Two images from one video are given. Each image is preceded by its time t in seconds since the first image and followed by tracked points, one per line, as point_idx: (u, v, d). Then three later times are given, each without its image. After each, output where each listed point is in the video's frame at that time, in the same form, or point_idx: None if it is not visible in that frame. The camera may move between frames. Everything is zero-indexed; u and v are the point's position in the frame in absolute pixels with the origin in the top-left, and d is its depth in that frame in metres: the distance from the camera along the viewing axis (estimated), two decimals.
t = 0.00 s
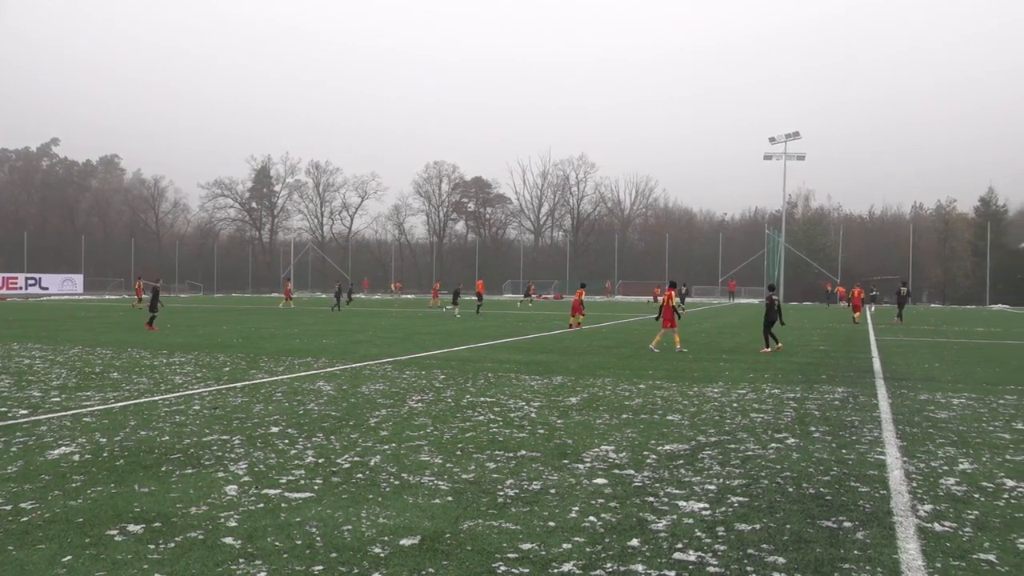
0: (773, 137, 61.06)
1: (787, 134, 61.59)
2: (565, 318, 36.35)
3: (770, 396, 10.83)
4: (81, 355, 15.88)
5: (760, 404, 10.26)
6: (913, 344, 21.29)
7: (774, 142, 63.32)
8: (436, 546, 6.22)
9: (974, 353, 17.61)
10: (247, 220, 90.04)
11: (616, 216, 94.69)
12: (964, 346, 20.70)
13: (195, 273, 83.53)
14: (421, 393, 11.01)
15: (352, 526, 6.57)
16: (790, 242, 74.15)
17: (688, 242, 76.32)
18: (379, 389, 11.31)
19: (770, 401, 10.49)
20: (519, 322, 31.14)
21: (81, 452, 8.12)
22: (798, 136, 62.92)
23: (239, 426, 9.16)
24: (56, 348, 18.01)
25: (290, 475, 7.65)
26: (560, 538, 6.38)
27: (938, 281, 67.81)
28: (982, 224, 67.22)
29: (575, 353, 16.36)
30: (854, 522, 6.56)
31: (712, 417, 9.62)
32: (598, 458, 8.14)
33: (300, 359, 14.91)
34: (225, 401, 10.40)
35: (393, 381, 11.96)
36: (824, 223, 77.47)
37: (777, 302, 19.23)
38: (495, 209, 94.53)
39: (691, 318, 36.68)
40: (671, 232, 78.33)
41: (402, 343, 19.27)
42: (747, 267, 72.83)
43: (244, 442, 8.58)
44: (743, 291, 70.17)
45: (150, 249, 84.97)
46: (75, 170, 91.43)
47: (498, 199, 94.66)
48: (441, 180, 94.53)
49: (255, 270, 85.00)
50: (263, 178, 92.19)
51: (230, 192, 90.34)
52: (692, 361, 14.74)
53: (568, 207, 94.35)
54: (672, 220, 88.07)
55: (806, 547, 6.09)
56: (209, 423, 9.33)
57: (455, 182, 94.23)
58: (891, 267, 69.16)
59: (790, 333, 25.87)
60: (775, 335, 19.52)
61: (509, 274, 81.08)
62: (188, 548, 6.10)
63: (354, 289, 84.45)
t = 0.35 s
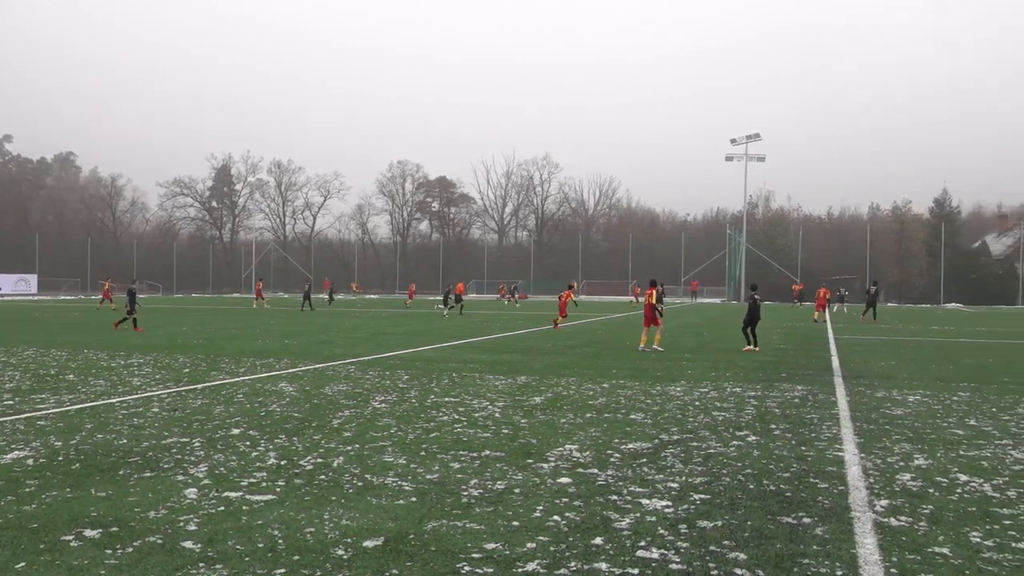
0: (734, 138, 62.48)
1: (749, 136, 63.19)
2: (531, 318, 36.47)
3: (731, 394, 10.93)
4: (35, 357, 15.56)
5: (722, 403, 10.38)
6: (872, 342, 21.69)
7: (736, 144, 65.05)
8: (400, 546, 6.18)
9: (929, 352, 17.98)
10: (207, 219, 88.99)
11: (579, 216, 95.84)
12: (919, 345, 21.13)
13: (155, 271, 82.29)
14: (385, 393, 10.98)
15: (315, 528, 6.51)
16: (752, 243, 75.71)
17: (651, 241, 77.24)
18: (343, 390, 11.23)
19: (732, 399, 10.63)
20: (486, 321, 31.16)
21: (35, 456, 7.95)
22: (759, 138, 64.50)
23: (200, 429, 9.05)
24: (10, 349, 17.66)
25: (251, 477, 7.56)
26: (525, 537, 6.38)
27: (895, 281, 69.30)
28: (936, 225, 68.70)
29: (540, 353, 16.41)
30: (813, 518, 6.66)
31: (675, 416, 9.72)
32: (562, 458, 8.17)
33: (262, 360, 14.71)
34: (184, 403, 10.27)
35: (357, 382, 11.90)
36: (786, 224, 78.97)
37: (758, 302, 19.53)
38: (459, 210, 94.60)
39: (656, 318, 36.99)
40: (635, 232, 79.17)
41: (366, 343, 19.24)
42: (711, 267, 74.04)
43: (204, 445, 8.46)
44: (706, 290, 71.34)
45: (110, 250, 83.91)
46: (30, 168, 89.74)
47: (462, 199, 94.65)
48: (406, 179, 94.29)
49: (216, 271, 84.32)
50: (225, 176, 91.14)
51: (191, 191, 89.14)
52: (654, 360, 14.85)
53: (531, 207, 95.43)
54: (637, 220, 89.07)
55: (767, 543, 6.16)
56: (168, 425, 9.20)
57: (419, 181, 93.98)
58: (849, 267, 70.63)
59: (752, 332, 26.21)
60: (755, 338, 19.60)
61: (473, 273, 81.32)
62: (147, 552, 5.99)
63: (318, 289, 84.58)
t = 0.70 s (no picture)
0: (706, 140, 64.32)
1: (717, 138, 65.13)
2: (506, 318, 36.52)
3: (703, 393, 11.00)
4: None
5: (693, 401, 10.45)
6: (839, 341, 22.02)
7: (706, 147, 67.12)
8: (372, 547, 6.15)
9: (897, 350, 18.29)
10: (177, 218, 88.07)
11: (553, 216, 96.34)
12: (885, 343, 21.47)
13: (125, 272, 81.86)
14: (357, 393, 10.94)
15: (286, 529, 6.46)
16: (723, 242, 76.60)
17: (624, 241, 77.77)
18: (314, 390, 11.16)
19: (703, 397, 10.71)
20: (463, 321, 31.07)
21: None
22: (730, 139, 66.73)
23: (169, 430, 8.94)
24: None
25: (221, 479, 7.49)
26: (497, 536, 6.38)
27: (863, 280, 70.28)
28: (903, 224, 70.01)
29: (513, 352, 16.41)
30: (784, 515, 6.72)
31: (647, 414, 9.77)
32: (535, 457, 8.18)
33: (232, 361, 14.55)
34: (153, 404, 10.16)
35: (328, 382, 11.82)
36: (755, 222, 80.00)
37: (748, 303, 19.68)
38: (432, 209, 94.62)
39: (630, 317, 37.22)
40: (608, 232, 79.64)
41: (338, 343, 19.15)
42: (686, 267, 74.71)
43: (174, 447, 8.37)
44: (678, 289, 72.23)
45: (77, 249, 82.92)
46: None
47: (435, 199, 94.64)
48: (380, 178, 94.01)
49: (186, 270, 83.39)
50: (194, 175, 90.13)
51: (160, 189, 88.11)
52: (625, 359, 14.92)
53: (505, 206, 95.67)
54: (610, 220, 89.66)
55: (737, 541, 6.20)
56: (137, 426, 9.09)
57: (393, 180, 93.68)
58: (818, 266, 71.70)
59: (723, 331, 26.46)
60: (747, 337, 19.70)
61: (446, 272, 81.29)
62: (115, 555, 5.89)
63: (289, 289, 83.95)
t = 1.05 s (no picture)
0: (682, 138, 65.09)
1: (695, 138, 65.99)
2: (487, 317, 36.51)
3: (681, 392, 11.08)
4: None
5: (672, 400, 10.51)
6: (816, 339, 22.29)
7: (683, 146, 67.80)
8: (351, 548, 6.12)
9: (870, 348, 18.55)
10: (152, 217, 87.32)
11: (531, 216, 96.56)
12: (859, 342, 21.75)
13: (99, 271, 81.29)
14: (335, 393, 10.91)
15: (264, 531, 6.41)
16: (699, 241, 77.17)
17: (602, 240, 78.16)
18: (291, 390, 11.10)
19: (682, 396, 10.77)
20: (444, 321, 30.99)
21: None
22: (706, 138, 67.05)
23: (144, 431, 8.85)
24: None
25: (198, 480, 7.43)
26: (477, 536, 6.38)
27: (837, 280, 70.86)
28: (877, 223, 71.13)
29: (492, 351, 16.38)
30: (761, 513, 6.77)
31: (626, 413, 9.83)
32: (514, 456, 8.19)
33: (208, 361, 14.46)
34: (128, 405, 10.06)
35: (306, 382, 11.76)
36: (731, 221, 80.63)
37: (745, 303, 19.78)
38: (411, 208, 94.40)
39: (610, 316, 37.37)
40: (587, 231, 79.93)
41: (314, 343, 19.07)
42: (666, 266, 75.05)
43: (150, 448, 8.29)
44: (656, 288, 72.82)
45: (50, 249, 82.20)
46: None
47: (414, 198, 94.41)
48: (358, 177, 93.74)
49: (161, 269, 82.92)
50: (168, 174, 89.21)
51: (135, 188, 87.23)
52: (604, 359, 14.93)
53: (483, 206, 95.75)
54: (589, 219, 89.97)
55: (715, 538, 6.26)
56: (110, 428, 9.01)
57: (371, 179, 93.47)
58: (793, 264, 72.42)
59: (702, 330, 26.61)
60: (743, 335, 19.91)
61: (425, 271, 81.30)
62: (90, 558, 5.82)
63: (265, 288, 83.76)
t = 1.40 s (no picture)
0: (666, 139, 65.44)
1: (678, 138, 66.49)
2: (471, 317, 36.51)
3: (664, 391, 11.14)
4: None
5: (654, 399, 10.56)
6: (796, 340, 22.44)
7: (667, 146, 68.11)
8: (335, 548, 6.09)
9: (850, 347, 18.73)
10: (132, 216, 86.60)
11: (515, 216, 96.62)
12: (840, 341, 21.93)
13: (77, 270, 80.73)
14: (318, 394, 10.87)
15: (246, 532, 6.38)
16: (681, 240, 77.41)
17: (586, 240, 78.32)
18: (274, 391, 11.04)
19: (664, 396, 10.82)
20: (429, 321, 30.96)
21: None
22: (689, 138, 67.36)
23: (124, 433, 8.79)
24: None
25: (179, 481, 7.38)
26: (460, 536, 6.38)
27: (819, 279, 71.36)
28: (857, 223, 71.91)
29: (476, 352, 16.36)
30: (743, 512, 6.80)
31: (609, 412, 9.86)
32: (498, 456, 8.19)
33: (189, 361, 14.40)
34: (108, 406, 9.97)
35: (289, 383, 11.70)
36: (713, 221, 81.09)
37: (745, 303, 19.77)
38: (394, 208, 94.11)
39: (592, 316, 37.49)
40: (571, 231, 80.07)
41: (296, 343, 19.01)
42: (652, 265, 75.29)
43: (130, 449, 8.23)
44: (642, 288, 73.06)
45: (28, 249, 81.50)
46: None
47: (398, 198, 94.26)
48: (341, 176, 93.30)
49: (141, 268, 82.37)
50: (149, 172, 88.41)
51: (115, 187, 86.48)
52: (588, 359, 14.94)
53: (467, 206, 95.69)
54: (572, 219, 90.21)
55: (697, 537, 6.28)
56: (90, 429, 8.93)
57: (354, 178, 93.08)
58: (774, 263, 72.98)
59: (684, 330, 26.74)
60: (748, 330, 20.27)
61: (409, 271, 81.07)
62: (69, 561, 5.76)
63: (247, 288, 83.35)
